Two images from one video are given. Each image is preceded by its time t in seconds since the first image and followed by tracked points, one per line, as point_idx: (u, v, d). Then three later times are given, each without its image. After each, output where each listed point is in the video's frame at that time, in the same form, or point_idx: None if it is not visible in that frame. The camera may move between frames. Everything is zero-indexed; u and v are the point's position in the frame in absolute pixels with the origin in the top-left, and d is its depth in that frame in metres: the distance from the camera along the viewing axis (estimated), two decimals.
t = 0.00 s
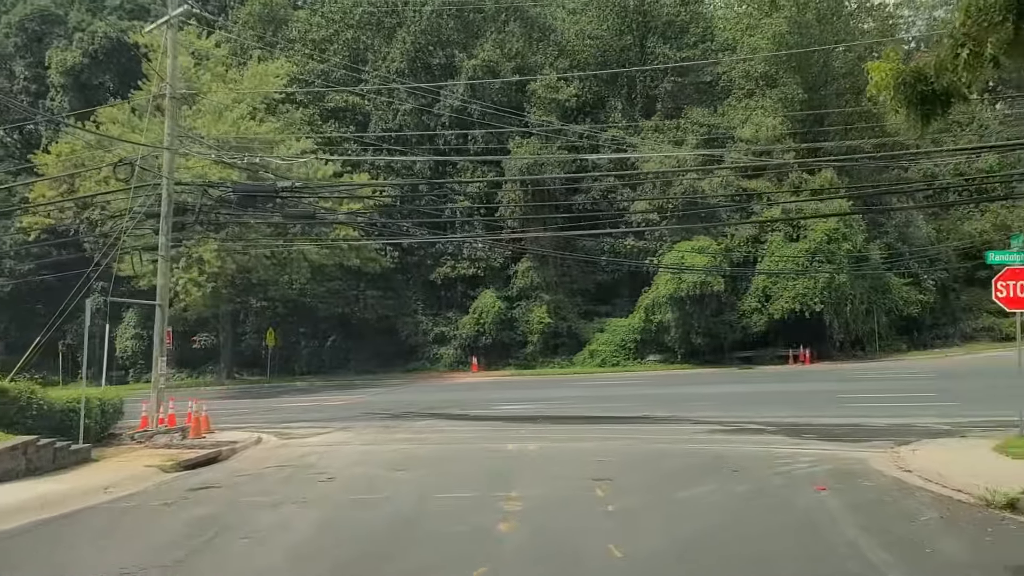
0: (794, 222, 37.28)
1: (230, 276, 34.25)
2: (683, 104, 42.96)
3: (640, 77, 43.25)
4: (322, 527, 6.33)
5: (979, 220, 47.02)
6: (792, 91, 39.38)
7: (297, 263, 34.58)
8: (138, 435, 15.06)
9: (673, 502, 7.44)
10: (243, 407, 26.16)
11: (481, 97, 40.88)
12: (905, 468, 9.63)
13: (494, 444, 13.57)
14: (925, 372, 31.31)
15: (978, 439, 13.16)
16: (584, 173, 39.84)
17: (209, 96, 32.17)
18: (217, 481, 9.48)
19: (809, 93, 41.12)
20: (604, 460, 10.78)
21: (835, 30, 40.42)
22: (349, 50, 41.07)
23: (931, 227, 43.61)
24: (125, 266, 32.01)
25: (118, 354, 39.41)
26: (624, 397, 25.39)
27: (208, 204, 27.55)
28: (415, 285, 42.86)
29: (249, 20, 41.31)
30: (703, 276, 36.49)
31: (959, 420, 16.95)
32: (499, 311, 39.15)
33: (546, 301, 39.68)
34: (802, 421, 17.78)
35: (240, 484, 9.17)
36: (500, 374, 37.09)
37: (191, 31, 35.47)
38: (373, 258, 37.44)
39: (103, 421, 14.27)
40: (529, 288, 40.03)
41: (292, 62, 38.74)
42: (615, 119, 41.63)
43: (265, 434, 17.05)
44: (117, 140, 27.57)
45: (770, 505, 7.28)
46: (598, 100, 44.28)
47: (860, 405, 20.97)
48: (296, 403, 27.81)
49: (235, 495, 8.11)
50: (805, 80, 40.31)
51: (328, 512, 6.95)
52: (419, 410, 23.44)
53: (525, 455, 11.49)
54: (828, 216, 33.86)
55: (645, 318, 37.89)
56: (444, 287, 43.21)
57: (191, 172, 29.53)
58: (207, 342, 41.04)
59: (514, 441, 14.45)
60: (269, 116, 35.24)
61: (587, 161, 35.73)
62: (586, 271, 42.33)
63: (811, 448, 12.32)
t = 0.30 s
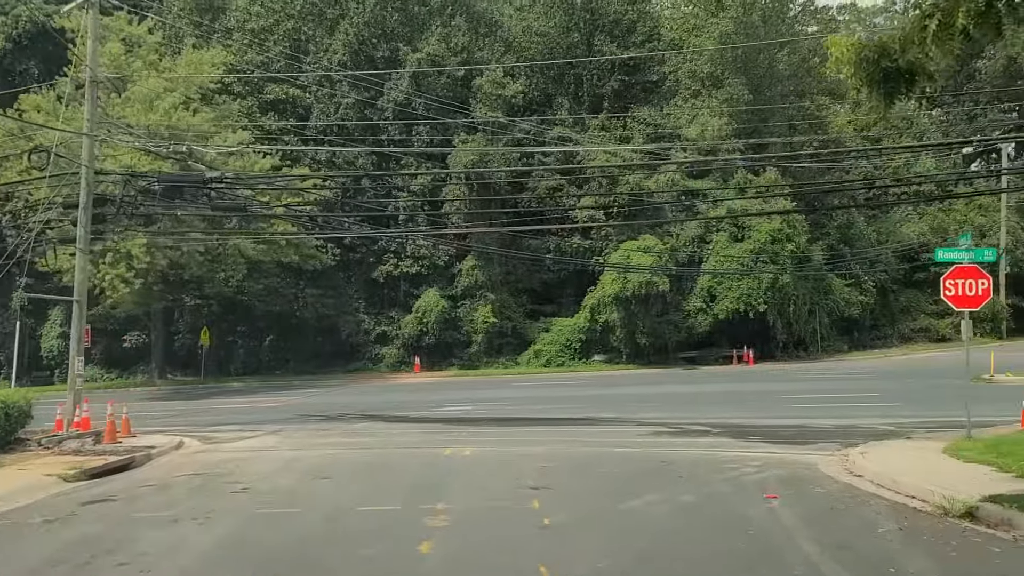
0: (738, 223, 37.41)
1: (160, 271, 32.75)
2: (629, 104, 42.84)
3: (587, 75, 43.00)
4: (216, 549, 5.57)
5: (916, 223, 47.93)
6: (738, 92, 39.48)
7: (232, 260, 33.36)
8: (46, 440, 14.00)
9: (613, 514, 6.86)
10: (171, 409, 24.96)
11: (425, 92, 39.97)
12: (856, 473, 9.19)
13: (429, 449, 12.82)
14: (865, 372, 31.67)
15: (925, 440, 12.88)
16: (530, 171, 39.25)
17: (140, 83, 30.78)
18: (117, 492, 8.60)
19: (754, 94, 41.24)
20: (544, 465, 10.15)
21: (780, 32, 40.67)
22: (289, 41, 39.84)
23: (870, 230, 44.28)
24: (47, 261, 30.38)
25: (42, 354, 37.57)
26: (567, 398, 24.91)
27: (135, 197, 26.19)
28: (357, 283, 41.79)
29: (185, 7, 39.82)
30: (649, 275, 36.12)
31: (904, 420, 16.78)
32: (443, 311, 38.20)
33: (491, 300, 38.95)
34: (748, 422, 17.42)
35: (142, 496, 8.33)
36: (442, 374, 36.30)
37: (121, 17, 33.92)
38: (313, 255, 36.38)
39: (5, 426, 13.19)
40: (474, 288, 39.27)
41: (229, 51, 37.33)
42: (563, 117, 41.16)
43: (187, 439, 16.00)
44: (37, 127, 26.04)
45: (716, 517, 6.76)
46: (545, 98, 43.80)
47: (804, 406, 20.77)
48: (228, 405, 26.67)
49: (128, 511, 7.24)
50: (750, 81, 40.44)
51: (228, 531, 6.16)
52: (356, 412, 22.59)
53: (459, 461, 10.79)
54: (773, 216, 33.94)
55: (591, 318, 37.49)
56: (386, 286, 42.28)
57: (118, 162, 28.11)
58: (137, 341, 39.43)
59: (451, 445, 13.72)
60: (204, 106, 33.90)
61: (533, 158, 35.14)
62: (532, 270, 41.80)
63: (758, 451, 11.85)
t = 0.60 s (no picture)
0: (695, 222, 37.33)
1: (99, 266, 31.52)
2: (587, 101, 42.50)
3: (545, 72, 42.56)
4: None
5: (868, 224, 48.51)
6: (695, 90, 39.46)
7: (177, 256, 32.20)
8: None
9: (564, 529, 6.27)
10: (108, 412, 23.83)
11: (380, 85, 39.04)
12: (821, 478, 8.74)
13: (375, 453, 12.13)
14: (819, 371, 31.71)
15: (887, 441, 12.55)
16: (486, 167, 38.66)
17: (78, 70, 29.40)
18: (19, 507, 7.77)
19: (712, 93, 41.12)
20: (495, 472, 9.54)
21: (737, 31, 40.65)
22: (238, 31, 38.59)
23: (826, 229, 44.50)
24: None
25: None
26: (523, 398, 24.35)
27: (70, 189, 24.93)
28: (309, 281, 40.78)
29: None
30: (606, 273, 35.67)
31: (861, 420, 16.51)
32: (397, 309, 37.37)
33: (446, 298, 38.22)
34: (705, 423, 17.00)
35: (45, 511, 7.51)
36: (396, 375, 35.49)
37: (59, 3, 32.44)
38: (261, 251, 35.36)
39: None
40: (429, 286, 38.46)
41: (174, 40, 35.95)
42: (520, 113, 40.58)
43: (116, 444, 15.07)
44: None
45: (676, 530, 6.22)
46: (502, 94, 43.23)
47: (761, 405, 20.44)
48: (170, 408, 25.59)
49: (22, 530, 6.45)
50: (707, 78, 40.29)
51: (129, 562, 5.43)
52: (304, 414, 21.75)
53: (405, 468, 10.14)
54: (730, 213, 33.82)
55: (547, 317, 36.97)
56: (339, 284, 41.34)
57: (53, 153, 26.79)
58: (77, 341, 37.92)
59: (398, 448, 13.04)
60: (148, 98, 32.63)
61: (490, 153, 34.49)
62: (488, 269, 41.25)
63: (717, 454, 11.40)
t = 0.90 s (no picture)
0: (667, 219, 36.93)
1: (54, 263, 30.45)
2: (557, 96, 42.06)
3: (516, 67, 42.05)
4: None
5: (839, 222, 48.60)
6: (666, 86, 39.29)
7: (137, 253, 31.28)
8: None
9: (528, 545, 5.71)
10: (60, 414, 22.85)
11: (347, 79, 38.22)
12: (802, 484, 8.24)
13: (333, 458, 11.47)
14: (792, 369, 31.41)
15: (866, 442, 12.14)
16: (456, 162, 37.88)
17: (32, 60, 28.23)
18: None
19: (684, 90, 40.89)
20: (459, 478, 8.95)
21: (710, 27, 40.44)
22: (201, 22, 37.53)
23: (797, 228, 44.42)
24: None
25: None
26: (492, 398, 23.76)
27: (20, 181, 23.89)
28: (274, 278, 39.80)
29: None
30: (578, 271, 35.20)
31: (837, 420, 16.14)
32: (364, 307, 36.66)
33: (415, 296, 37.58)
34: (678, 424, 16.50)
35: None
36: (363, 375, 34.71)
37: None
38: (224, 249, 34.48)
39: None
40: (397, 284, 37.74)
41: (133, 30, 34.81)
42: (491, 108, 39.93)
43: (60, 449, 14.24)
44: None
45: (650, 546, 5.67)
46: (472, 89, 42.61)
47: (734, 405, 20.02)
48: (126, 410, 24.68)
49: None
50: (680, 74, 40.07)
51: None
52: (264, 416, 20.97)
53: (362, 474, 9.51)
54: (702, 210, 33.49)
55: (518, 316, 36.38)
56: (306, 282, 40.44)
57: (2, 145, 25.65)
58: (32, 341, 36.67)
59: (358, 452, 12.40)
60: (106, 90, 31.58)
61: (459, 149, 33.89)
62: (457, 267, 40.68)
63: (693, 457, 10.89)
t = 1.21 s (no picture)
0: (647, 215, 36.52)
1: (15, 258, 29.45)
2: (535, 91, 41.56)
3: (493, 61, 41.50)
4: None
5: (817, 220, 48.48)
6: (645, 81, 38.99)
7: (102, 247, 30.38)
8: None
9: (493, 564, 5.13)
10: (16, 415, 21.92)
11: (321, 72, 37.49)
12: (794, 489, 7.72)
13: (295, 461, 10.80)
14: (772, 368, 31.03)
15: (855, 443, 11.65)
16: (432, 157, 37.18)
17: None
18: None
19: (663, 85, 40.60)
20: (428, 484, 8.34)
21: (689, 23, 40.11)
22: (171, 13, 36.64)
23: (776, 225, 44.17)
24: None
25: None
26: (468, 397, 23.14)
27: None
28: (245, 275, 38.74)
29: None
30: (556, 267, 34.68)
31: (821, 419, 15.69)
32: (339, 304, 35.91)
33: (390, 293, 36.95)
34: (658, 424, 15.92)
35: None
36: (337, 373, 33.95)
37: None
38: (193, 244, 33.68)
39: None
40: (372, 281, 37.04)
41: (99, 19, 33.85)
42: (469, 103, 39.21)
43: (8, 452, 13.45)
44: None
45: (629, 564, 5.10)
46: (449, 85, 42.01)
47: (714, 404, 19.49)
48: (88, 410, 23.80)
49: None
50: (659, 70, 39.79)
51: None
52: (229, 416, 20.22)
53: (324, 480, 8.87)
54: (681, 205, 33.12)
55: (495, 313, 35.79)
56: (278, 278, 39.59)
57: None
58: None
59: (323, 455, 11.72)
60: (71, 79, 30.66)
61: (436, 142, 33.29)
62: (434, 263, 40.13)
63: (675, 459, 10.32)
